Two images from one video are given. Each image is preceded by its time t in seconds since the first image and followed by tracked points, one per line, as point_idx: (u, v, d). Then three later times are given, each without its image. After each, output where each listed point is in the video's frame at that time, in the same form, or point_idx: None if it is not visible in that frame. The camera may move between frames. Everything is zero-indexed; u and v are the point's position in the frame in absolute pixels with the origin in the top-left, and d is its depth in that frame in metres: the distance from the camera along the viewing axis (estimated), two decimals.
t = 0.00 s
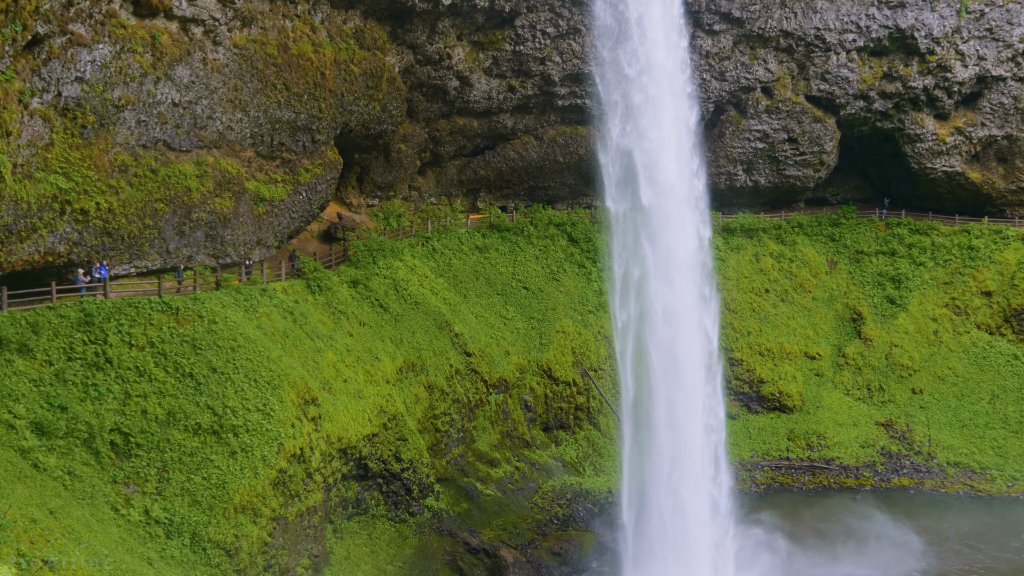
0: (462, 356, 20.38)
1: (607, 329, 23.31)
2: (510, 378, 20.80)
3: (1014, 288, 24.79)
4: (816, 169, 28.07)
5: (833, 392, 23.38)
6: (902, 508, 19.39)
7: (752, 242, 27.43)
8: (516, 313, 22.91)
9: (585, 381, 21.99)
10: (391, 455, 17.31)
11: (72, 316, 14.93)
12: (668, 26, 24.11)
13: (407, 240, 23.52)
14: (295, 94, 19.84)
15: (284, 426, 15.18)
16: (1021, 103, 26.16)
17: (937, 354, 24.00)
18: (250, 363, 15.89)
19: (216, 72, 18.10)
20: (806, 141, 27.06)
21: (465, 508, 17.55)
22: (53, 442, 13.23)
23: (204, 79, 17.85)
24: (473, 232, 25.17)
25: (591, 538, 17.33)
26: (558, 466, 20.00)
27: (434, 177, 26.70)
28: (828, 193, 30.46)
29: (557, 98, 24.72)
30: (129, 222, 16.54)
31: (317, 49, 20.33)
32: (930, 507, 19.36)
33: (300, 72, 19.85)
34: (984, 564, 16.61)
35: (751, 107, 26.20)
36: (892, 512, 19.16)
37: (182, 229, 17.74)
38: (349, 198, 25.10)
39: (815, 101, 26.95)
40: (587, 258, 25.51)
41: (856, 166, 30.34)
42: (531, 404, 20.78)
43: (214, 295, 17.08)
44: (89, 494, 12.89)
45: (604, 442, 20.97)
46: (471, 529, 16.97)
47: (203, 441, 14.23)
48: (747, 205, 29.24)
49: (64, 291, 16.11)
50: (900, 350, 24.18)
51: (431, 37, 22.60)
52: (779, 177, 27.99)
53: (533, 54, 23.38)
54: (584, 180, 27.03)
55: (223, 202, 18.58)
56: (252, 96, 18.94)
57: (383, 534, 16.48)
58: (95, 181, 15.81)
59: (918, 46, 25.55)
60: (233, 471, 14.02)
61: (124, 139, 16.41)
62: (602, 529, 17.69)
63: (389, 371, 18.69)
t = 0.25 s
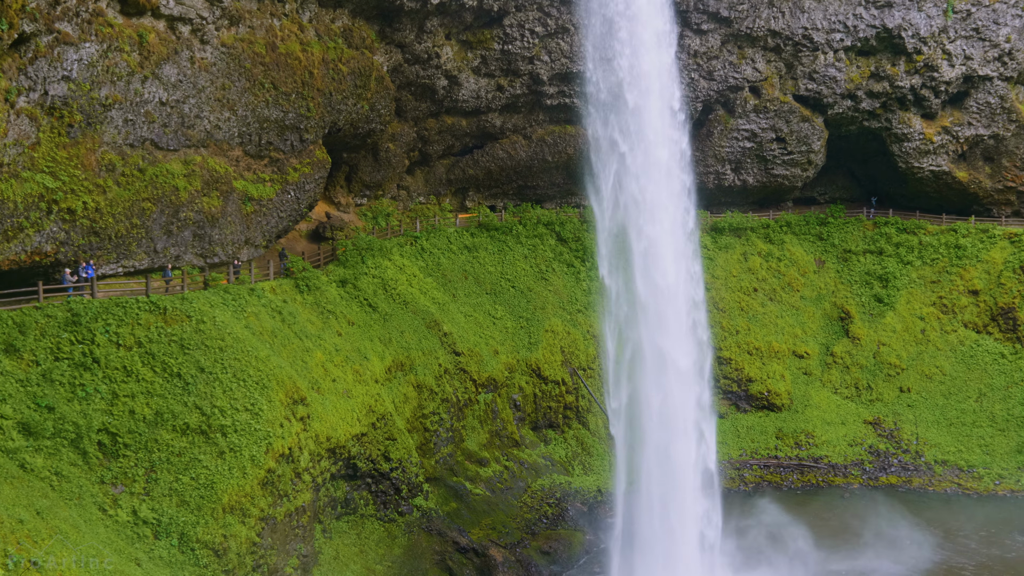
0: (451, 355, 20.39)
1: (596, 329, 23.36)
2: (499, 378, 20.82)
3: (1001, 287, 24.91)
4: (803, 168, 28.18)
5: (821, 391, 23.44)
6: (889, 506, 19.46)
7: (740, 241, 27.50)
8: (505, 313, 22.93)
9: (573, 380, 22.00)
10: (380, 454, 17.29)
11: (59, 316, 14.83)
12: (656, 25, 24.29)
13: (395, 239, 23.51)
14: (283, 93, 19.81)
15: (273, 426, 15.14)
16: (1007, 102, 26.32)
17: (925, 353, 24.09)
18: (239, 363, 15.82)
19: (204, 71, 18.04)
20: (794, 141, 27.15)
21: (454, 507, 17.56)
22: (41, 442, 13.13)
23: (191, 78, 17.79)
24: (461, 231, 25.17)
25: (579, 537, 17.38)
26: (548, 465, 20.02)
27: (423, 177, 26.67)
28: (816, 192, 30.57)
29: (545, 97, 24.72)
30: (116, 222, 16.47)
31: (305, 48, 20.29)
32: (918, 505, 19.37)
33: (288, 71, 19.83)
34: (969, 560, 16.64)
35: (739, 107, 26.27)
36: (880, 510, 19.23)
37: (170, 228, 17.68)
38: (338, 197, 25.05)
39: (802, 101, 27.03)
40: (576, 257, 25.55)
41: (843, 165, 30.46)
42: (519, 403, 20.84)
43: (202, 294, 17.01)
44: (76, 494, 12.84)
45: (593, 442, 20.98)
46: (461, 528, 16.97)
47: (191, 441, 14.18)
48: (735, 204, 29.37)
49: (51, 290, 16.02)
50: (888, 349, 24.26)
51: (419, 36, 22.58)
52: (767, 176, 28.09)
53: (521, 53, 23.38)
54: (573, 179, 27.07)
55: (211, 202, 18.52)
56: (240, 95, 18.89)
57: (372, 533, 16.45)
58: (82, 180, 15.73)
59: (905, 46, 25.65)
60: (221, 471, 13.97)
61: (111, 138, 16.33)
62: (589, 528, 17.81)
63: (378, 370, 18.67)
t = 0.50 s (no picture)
0: (444, 356, 20.40)
1: (589, 329, 23.31)
2: (492, 378, 20.83)
3: (993, 287, 24.98)
4: (795, 168, 28.26)
5: (814, 391, 23.49)
6: (881, 506, 19.50)
7: (733, 241, 27.55)
8: (497, 313, 22.97)
9: (566, 380, 22.01)
10: (373, 455, 17.29)
11: (51, 317, 14.78)
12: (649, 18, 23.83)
13: (388, 240, 23.52)
14: (275, 94, 19.79)
15: (266, 427, 15.14)
16: (998, 103, 26.44)
17: (917, 352, 24.15)
18: (231, 363, 15.79)
19: (196, 72, 18.02)
20: (786, 141, 27.20)
21: (447, 508, 17.56)
22: (32, 444, 13.09)
23: (183, 78, 17.76)
24: (454, 232, 25.18)
25: (572, 538, 17.40)
26: (541, 466, 20.03)
27: (416, 177, 26.68)
28: (807, 192, 30.79)
29: (538, 98, 24.74)
30: (108, 223, 16.44)
31: (297, 49, 20.28)
32: (909, 506, 19.40)
33: (280, 72, 19.81)
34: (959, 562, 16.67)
35: (731, 107, 26.28)
36: (872, 510, 19.28)
37: (162, 229, 17.66)
38: (331, 198, 25.03)
39: (795, 101, 27.10)
40: (569, 257, 25.58)
41: (835, 165, 30.55)
42: (512, 404, 20.86)
43: (194, 295, 16.98)
44: (68, 496, 12.80)
45: (586, 442, 20.95)
46: (454, 529, 16.97)
47: (183, 442, 14.15)
48: (728, 205, 29.45)
49: (42, 291, 15.97)
50: (880, 349, 24.32)
51: (412, 37, 22.56)
52: (759, 177, 28.15)
53: (514, 54, 23.38)
54: (566, 179, 27.11)
55: (203, 202, 18.49)
56: (232, 95, 18.86)
57: (365, 534, 16.44)
58: (74, 181, 15.69)
59: (896, 47, 25.74)
60: (214, 472, 13.94)
61: (103, 138, 16.30)
62: (583, 529, 17.86)
63: (371, 371, 18.66)
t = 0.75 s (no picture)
0: (438, 356, 20.39)
1: (583, 330, 23.35)
2: (486, 378, 20.83)
3: (985, 287, 25.04)
4: (788, 169, 28.33)
5: (808, 391, 23.52)
6: (875, 506, 19.57)
7: (726, 241, 27.60)
8: (491, 314, 22.98)
9: (561, 381, 22.03)
10: (367, 456, 17.29)
11: (43, 318, 14.67)
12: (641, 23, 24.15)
13: (382, 241, 23.52)
14: (268, 95, 19.77)
15: (259, 428, 15.10)
16: (990, 103, 26.58)
17: (910, 352, 24.20)
18: (225, 364, 15.74)
19: (189, 72, 18.00)
20: (779, 141, 27.27)
21: (442, 509, 17.58)
22: (25, 445, 13.03)
23: (177, 79, 17.74)
24: (448, 233, 25.18)
25: (566, 539, 17.38)
26: (535, 466, 20.04)
27: (410, 178, 26.67)
28: (802, 193, 30.86)
29: (531, 98, 24.76)
30: (101, 223, 16.41)
31: (291, 49, 20.26)
32: (901, 506, 19.47)
33: (273, 72, 19.79)
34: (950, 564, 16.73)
35: (724, 108, 26.34)
36: (867, 510, 19.35)
37: (155, 230, 17.63)
38: (324, 199, 25.01)
39: (788, 102, 27.13)
40: (563, 258, 25.62)
41: (829, 165, 30.61)
42: (506, 404, 20.86)
43: (188, 296, 16.93)
44: (61, 498, 12.76)
45: (581, 442, 20.96)
46: (448, 530, 16.98)
47: (177, 443, 14.12)
48: (722, 205, 29.50)
49: (35, 292, 15.90)
50: (874, 349, 24.37)
51: (405, 37, 22.55)
52: (752, 177, 28.22)
53: (508, 54, 23.40)
54: (559, 180, 27.13)
55: (196, 203, 18.47)
56: (226, 96, 18.84)
57: (359, 535, 16.43)
58: (67, 182, 15.64)
59: (889, 48, 25.78)
60: (208, 473, 13.91)
61: (96, 139, 16.26)
62: (578, 532, 17.84)
63: (365, 372, 18.65)
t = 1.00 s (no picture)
0: (429, 356, 20.37)
1: (575, 330, 23.31)
2: (478, 379, 20.83)
3: (975, 287, 25.14)
4: (779, 169, 28.41)
5: (799, 391, 23.58)
6: (867, 505, 19.65)
7: (718, 241, 27.65)
8: (483, 314, 22.98)
9: (553, 381, 22.05)
10: (359, 457, 17.26)
11: (33, 319, 14.63)
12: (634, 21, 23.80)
13: (373, 241, 23.51)
14: (259, 94, 19.73)
15: (250, 428, 14.98)
16: (980, 103, 26.73)
17: (900, 352, 24.28)
18: (216, 364, 15.68)
19: (180, 72, 17.94)
20: (770, 141, 27.35)
21: (433, 509, 17.58)
22: (14, 446, 13.00)
23: (167, 78, 17.69)
24: (440, 232, 25.16)
25: (559, 539, 17.25)
26: (527, 466, 20.04)
27: (401, 177, 26.66)
28: (793, 193, 30.94)
29: (523, 98, 24.77)
30: (91, 223, 16.37)
31: (282, 49, 20.20)
32: (892, 505, 19.55)
33: (264, 72, 19.74)
34: (938, 564, 16.77)
35: (716, 108, 26.36)
36: (859, 509, 19.42)
37: (146, 230, 17.57)
38: (316, 199, 24.96)
39: (779, 102, 27.20)
40: (555, 258, 25.64)
41: (819, 165, 30.75)
42: (498, 404, 20.87)
43: (179, 296, 16.88)
44: (51, 499, 12.75)
45: (572, 443, 20.96)
46: (440, 530, 16.99)
47: (168, 443, 14.06)
48: (715, 205, 29.56)
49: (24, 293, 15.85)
50: (864, 348, 24.46)
51: (397, 37, 22.52)
52: (743, 177, 28.28)
53: (500, 54, 23.37)
54: (551, 180, 27.17)
55: (187, 203, 18.42)
56: (216, 96, 18.78)
57: (351, 536, 16.41)
58: (56, 182, 15.58)
59: (880, 48, 25.85)
60: (198, 474, 13.85)
61: (86, 139, 16.21)
62: (571, 531, 17.69)
63: (357, 372, 18.62)
